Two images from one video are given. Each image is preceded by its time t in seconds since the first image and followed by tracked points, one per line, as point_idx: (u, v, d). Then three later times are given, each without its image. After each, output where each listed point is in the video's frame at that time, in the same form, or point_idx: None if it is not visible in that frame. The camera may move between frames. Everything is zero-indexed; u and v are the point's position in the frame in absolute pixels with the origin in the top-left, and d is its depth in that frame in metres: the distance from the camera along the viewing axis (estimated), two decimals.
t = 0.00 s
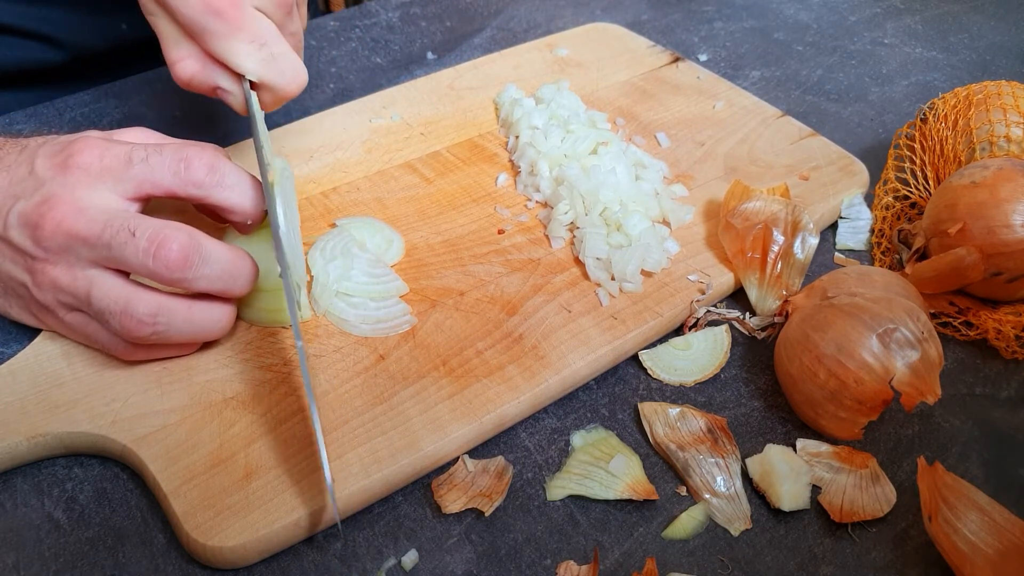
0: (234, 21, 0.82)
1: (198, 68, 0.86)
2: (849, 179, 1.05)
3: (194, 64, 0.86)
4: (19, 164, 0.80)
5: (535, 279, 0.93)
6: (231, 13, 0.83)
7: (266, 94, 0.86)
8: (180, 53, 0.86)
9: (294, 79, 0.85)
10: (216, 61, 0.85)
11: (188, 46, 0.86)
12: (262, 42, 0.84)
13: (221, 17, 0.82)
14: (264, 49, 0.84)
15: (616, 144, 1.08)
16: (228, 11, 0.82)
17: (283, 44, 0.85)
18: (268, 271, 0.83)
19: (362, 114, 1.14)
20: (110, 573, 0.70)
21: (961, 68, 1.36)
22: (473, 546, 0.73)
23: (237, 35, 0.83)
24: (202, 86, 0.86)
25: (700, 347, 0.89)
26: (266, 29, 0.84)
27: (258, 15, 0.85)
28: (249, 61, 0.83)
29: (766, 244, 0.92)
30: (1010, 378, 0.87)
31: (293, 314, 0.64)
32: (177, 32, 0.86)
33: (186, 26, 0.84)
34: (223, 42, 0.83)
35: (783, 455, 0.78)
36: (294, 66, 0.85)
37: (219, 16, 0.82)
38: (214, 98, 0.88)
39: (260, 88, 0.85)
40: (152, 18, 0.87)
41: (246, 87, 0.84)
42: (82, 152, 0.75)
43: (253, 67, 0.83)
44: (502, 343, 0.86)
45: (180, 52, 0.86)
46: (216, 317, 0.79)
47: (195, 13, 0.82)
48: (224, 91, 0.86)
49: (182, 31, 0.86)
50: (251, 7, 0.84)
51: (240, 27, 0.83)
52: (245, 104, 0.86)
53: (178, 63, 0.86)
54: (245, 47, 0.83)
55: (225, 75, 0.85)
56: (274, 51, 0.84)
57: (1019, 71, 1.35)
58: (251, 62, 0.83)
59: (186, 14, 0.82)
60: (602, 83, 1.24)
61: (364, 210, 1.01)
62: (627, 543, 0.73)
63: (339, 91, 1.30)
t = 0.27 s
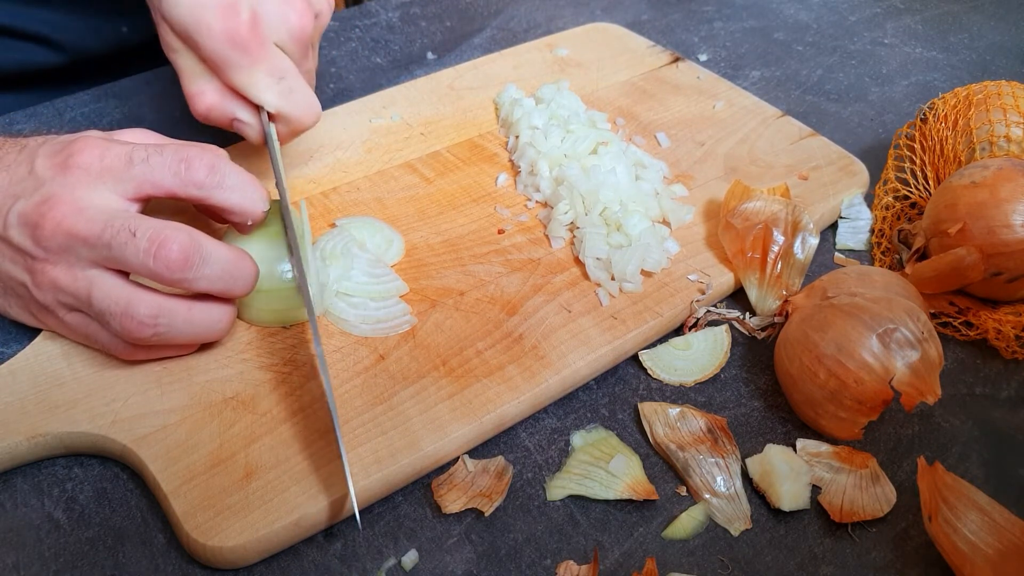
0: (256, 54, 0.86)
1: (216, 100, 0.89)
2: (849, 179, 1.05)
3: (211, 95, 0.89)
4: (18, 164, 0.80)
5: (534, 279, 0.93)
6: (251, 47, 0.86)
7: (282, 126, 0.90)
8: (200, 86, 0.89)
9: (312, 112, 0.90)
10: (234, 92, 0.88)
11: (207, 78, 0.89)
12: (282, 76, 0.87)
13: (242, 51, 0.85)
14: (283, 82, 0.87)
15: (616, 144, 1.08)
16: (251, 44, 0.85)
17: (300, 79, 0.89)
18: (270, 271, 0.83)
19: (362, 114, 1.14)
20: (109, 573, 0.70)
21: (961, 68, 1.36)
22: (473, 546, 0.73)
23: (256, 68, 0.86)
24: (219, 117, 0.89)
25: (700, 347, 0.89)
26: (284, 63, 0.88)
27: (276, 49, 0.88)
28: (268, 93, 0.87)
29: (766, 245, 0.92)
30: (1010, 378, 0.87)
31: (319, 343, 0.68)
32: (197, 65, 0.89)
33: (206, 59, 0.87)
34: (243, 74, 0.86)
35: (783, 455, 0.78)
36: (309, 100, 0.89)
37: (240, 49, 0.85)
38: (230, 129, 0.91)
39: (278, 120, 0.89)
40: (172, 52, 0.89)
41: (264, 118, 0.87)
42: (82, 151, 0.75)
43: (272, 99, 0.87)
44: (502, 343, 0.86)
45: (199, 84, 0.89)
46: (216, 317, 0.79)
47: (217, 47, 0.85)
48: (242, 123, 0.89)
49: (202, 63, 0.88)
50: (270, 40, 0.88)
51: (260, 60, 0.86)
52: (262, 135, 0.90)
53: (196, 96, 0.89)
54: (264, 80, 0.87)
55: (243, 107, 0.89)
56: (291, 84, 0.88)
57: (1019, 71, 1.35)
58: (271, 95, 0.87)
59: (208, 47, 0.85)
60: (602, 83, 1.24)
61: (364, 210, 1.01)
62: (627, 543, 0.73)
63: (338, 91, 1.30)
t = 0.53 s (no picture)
0: (248, 60, 0.82)
1: (207, 104, 0.85)
2: (849, 179, 1.05)
3: (202, 99, 0.85)
4: (18, 164, 0.80)
5: (535, 279, 0.93)
6: (244, 51, 0.81)
7: (279, 131, 0.87)
8: (189, 87, 0.85)
9: (309, 116, 0.87)
10: (227, 97, 0.85)
11: (196, 80, 0.85)
12: (277, 80, 0.84)
13: (235, 54, 0.81)
14: (278, 87, 0.84)
15: (616, 144, 1.08)
16: (241, 46, 0.81)
17: (294, 81, 0.86)
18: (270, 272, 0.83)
19: (362, 114, 1.14)
20: (109, 573, 0.70)
21: (960, 68, 1.36)
22: (473, 546, 0.73)
23: (250, 74, 0.82)
24: (211, 121, 0.86)
25: (700, 347, 0.89)
26: (279, 66, 0.84)
27: (269, 49, 0.84)
28: (261, 100, 0.83)
29: (766, 245, 0.92)
30: (1010, 378, 0.87)
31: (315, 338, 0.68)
32: (185, 66, 0.84)
33: (195, 61, 0.82)
34: (237, 81, 0.82)
35: (783, 455, 0.78)
36: (306, 104, 0.86)
37: (233, 54, 0.81)
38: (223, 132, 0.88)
39: (272, 124, 0.87)
40: (158, 50, 0.85)
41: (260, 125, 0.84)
42: (82, 151, 0.75)
43: (267, 107, 0.84)
44: (503, 343, 0.86)
45: (188, 86, 0.85)
46: (216, 317, 0.79)
47: (206, 50, 0.80)
48: (235, 127, 0.86)
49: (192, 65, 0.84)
50: (261, 41, 0.84)
51: (254, 65, 0.82)
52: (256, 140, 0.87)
53: (185, 99, 0.85)
54: (257, 85, 0.83)
55: (237, 112, 0.86)
56: (287, 87, 0.85)
57: (1019, 71, 1.35)
58: (265, 100, 0.84)
59: (196, 48, 0.80)
60: (602, 83, 1.24)
61: (364, 210, 1.01)
62: (627, 543, 0.73)
63: (338, 91, 1.30)
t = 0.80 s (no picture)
0: (263, 52, 0.92)
1: (228, 97, 0.93)
2: (849, 179, 1.05)
3: (223, 91, 0.93)
4: (18, 163, 0.80)
5: (535, 279, 0.93)
6: (259, 45, 0.92)
7: (286, 118, 0.94)
8: (213, 87, 0.93)
9: (313, 103, 0.94)
10: (244, 88, 0.93)
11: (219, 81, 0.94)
12: (285, 70, 0.93)
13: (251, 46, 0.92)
14: (287, 75, 0.93)
15: (616, 144, 1.08)
16: (259, 43, 0.93)
17: (303, 78, 0.95)
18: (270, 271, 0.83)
19: (362, 114, 1.14)
20: (109, 573, 0.70)
21: (960, 68, 1.36)
22: (473, 546, 0.73)
23: (262, 61, 0.91)
24: (230, 113, 0.93)
25: (700, 347, 0.89)
26: (286, 60, 0.94)
27: (281, 51, 0.95)
28: (272, 83, 0.91)
29: (766, 245, 0.92)
30: (1010, 378, 0.87)
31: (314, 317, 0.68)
32: (210, 70, 0.95)
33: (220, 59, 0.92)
34: (251, 65, 0.91)
35: (783, 455, 0.78)
36: (311, 94, 0.94)
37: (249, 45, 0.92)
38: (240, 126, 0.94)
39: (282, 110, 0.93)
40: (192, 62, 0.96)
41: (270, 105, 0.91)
42: (82, 151, 0.75)
43: (276, 90, 0.92)
44: (503, 343, 0.86)
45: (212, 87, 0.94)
46: (215, 317, 0.79)
47: (228, 42, 0.91)
48: (249, 116, 0.92)
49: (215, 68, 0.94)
50: (277, 44, 0.95)
51: (266, 55, 0.92)
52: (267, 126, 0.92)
53: (211, 95, 0.93)
54: (269, 73, 0.92)
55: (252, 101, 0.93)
56: (295, 80, 0.94)
57: (1019, 71, 1.35)
58: (276, 84, 0.91)
59: (219, 45, 0.92)
60: (602, 83, 1.24)
61: (364, 210, 1.01)
62: (627, 543, 0.73)
63: (338, 91, 1.30)
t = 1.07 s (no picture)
0: (236, 20, 0.75)
1: (189, 61, 0.79)
2: (849, 179, 1.05)
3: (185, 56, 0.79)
4: (19, 163, 0.80)
5: (534, 279, 0.93)
6: (232, 10, 0.75)
7: (264, 92, 0.79)
8: (170, 42, 0.79)
9: (298, 78, 0.79)
10: (210, 56, 0.78)
11: (178, 36, 0.79)
12: (263, 39, 0.76)
13: (222, 15, 0.75)
14: (266, 48, 0.77)
15: (616, 144, 1.08)
16: (229, 8, 0.75)
17: (284, 40, 0.78)
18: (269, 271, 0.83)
19: (362, 114, 1.14)
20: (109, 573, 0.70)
21: (960, 68, 1.36)
22: (473, 546, 0.73)
23: (236, 32, 0.75)
24: (194, 78, 0.80)
25: (700, 347, 0.89)
26: (264, 22, 0.77)
27: (254, 6, 0.77)
28: (249, 60, 0.76)
29: (766, 245, 0.92)
30: (1010, 378, 0.87)
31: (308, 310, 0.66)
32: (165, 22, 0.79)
33: (177, 18, 0.76)
34: (221, 38, 0.75)
35: (783, 455, 0.78)
36: (296, 65, 0.78)
37: (217, 11, 0.74)
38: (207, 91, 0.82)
39: (259, 88, 0.79)
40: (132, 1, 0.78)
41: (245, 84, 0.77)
42: (83, 151, 0.75)
43: (254, 67, 0.76)
44: (503, 343, 0.86)
45: (169, 43, 0.80)
46: (216, 317, 0.80)
47: (190, 6, 0.74)
48: (220, 89, 0.80)
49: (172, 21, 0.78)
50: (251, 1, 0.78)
51: (240, 24, 0.75)
52: (243, 102, 0.80)
53: (167, 55, 0.80)
54: (245, 46, 0.76)
55: (222, 72, 0.79)
56: (275, 48, 0.78)
57: (1018, 71, 1.35)
58: (252, 60, 0.76)
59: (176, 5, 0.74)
60: (602, 83, 1.24)
61: (364, 210, 1.01)
62: (627, 543, 0.73)
63: (338, 91, 1.30)
